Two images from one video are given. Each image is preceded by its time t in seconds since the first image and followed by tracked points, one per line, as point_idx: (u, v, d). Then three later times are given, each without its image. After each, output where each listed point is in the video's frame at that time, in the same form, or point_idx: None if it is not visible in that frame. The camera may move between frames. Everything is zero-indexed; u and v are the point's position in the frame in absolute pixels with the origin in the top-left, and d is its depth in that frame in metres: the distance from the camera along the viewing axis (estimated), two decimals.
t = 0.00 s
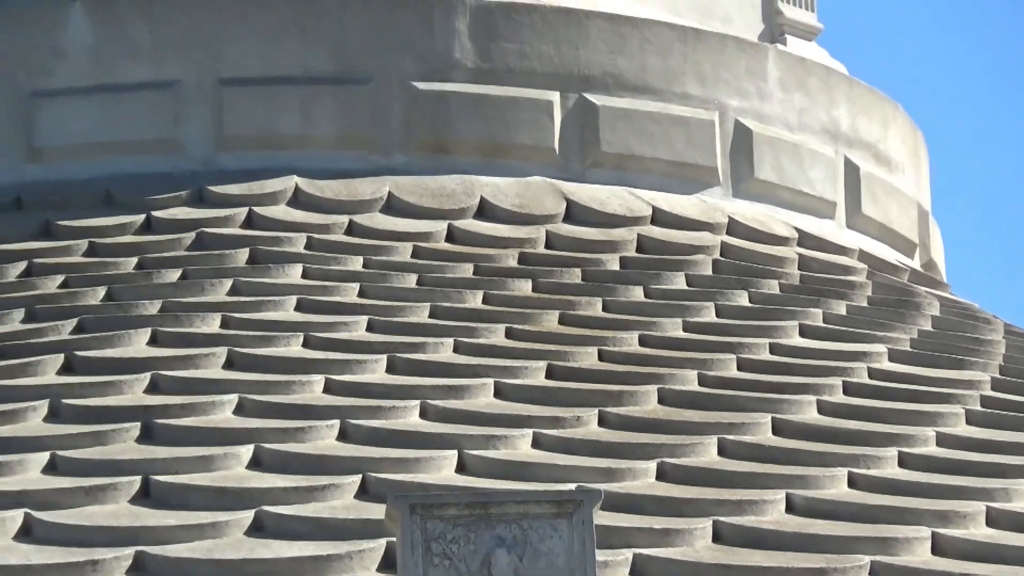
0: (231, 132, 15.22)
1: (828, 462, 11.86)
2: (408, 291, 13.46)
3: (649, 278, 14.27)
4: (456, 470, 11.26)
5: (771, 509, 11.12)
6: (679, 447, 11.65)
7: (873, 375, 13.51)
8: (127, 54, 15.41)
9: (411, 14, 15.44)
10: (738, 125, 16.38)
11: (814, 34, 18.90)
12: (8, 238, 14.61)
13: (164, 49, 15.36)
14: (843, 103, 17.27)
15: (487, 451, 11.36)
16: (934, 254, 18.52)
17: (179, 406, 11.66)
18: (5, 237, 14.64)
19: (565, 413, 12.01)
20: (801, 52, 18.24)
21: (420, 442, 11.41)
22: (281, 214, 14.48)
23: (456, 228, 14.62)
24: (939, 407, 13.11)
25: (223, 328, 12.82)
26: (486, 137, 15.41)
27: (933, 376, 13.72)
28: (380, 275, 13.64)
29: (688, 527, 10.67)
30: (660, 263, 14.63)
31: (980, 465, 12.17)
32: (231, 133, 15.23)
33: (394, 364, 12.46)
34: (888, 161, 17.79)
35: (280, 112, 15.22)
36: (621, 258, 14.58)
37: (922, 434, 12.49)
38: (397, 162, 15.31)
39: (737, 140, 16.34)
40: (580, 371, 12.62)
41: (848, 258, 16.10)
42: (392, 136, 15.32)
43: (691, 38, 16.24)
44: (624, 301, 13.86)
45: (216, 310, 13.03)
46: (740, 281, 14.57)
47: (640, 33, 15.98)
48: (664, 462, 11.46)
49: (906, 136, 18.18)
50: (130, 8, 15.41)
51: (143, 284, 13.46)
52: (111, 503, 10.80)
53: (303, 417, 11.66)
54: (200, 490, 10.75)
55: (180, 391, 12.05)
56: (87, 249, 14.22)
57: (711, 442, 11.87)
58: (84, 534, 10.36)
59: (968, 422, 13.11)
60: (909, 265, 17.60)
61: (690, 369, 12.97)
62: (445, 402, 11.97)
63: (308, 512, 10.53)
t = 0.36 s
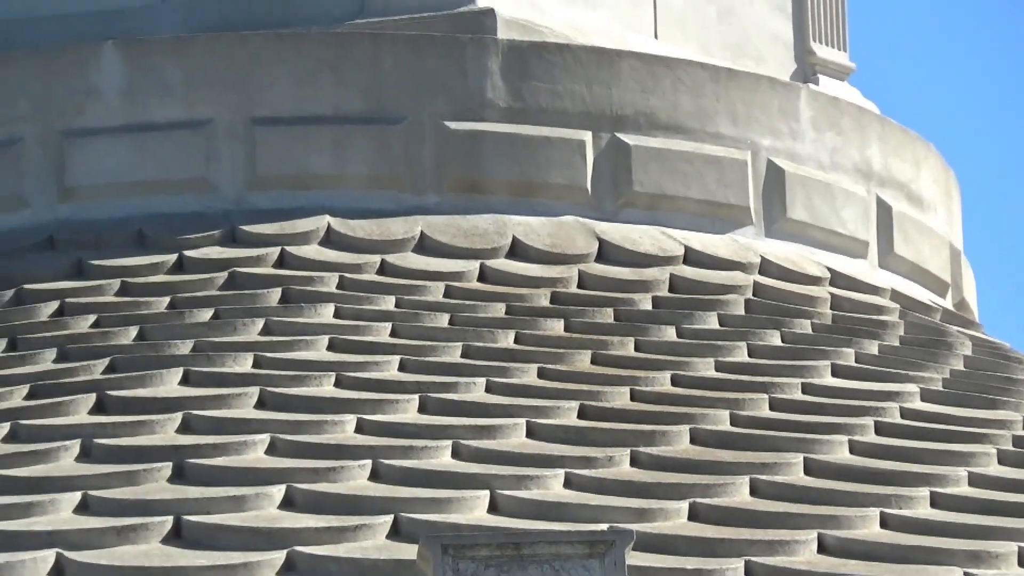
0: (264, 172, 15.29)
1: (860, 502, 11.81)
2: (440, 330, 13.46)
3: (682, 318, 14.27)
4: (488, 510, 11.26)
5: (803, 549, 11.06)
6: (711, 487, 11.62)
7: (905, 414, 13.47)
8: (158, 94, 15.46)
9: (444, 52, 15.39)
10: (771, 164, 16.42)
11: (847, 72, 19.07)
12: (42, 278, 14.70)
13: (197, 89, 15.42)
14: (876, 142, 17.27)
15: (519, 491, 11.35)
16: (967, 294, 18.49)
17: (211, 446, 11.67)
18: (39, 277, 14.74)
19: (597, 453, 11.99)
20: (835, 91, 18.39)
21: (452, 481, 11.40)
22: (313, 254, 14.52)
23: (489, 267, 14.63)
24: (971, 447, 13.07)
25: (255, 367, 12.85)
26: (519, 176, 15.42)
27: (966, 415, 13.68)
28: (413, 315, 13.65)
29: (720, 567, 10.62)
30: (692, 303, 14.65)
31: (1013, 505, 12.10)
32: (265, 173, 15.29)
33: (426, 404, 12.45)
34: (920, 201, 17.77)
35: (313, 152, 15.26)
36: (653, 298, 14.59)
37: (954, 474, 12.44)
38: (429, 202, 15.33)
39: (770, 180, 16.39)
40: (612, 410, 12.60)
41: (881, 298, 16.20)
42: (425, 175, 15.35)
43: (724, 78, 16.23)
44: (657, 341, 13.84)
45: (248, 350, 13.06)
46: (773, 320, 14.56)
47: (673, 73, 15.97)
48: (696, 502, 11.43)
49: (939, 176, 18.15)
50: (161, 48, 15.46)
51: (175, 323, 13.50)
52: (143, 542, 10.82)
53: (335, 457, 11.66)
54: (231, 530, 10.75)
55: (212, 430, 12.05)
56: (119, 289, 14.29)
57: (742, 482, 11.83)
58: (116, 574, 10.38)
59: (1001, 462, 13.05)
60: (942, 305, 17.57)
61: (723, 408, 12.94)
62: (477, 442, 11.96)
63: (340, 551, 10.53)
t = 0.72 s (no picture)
0: (288, 211, 15.36)
1: (884, 541, 11.76)
2: (464, 369, 13.46)
3: (706, 357, 14.27)
4: (511, 549, 11.25)
5: None
6: (734, 526, 11.59)
7: (929, 454, 13.45)
8: (183, 132, 15.50)
9: (469, 91, 15.40)
10: (794, 204, 16.45)
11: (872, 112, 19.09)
12: (66, 317, 14.78)
13: (221, 128, 15.46)
14: (900, 181, 17.27)
15: (542, 530, 11.34)
16: (991, 333, 18.48)
17: (234, 485, 11.68)
18: (64, 315, 14.82)
19: (619, 492, 11.98)
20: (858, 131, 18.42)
21: (474, 520, 11.40)
22: (337, 293, 14.55)
23: (512, 307, 14.64)
24: (995, 486, 13.02)
25: (278, 406, 12.87)
26: (543, 216, 15.45)
27: (989, 454, 13.65)
28: (436, 354, 13.66)
29: None
30: (716, 342, 14.65)
31: None
32: (289, 211, 15.37)
33: (449, 443, 12.45)
34: (944, 240, 17.76)
35: (337, 192, 15.31)
36: (677, 337, 14.59)
37: (977, 513, 12.39)
38: (454, 242, 15.37)
39: (794, 220, 16.43)
40: (635, 449, 12.59)
41: (905, 337, 16.26)
42: (450, 215, 15.39)
43: (748, 117, 16.24)
44: (681, 381, 13.84)
45: (272, 389, 13.08)
46: (796, 359, 14.57)
47: (697, 112, 15.99)
48: (719, 541, 11.40)
49: (963, 216, 18.14)
50: (185, 87, 15.49)
51: (198, 362, 13.53)
52: None
53: (358, 496, 11.66)
54: (253, 569, 10.75)
55: (235, 469, 12.06)
56: (142, 328, 14.34)
57: (765, 521, 11.80)
58: None
59: None
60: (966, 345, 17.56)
61: (746, 448, 12.93)
62: (500, 481, 11.95)
63: None
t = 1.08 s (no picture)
0: (312, 247, 15.40)
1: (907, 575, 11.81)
2: (487, 404, 13.49)
3: (730, 392, 14.27)
4: None
5: None
6: (759, 559, 11.54)
7: (953, 489, 13.43)
8: (207, 169, 15.57)
9: (492, 127, 15.45)
10: (817, 239, 16.45)
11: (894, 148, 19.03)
12: (90, 352, 14.83)
13: (245, 164, 15.52)
14: (923, 217, 17.27)
15: (566, 564, 11.33)
16: (1015, 367, 18.45)
17: (258, 519, 11.69)
18: (87, 350, 14.87)
19: (644, 526, 11.96)
20: (881, 165, 18.43)
21: (499, 553, 11.41)
22: (361, 328, 14.59)
23: (536, 342, 14.71)
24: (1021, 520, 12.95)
25: (303, 441, 12.90)
26: (567, 251, 15.48)
27: (1014, 488, 13.62)
28: (461, 389, 13.69)
29: None
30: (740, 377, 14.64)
31: None
32: (312, 247, 15.41)
33: (473, 477, 12.46)
34: (967, 275, 17.75)
35: (361, 227, 15.35)
36: (701, 372, 14.59)
37: (1002, 547, 12.36)
38: (478, 277, 15.42)
39: (817, 254, 16.44)
40: (659, 484, 12.59)
41: (929, 371, 16.27)
42: (473, 251, 15.43)
43: (771, 152, 16.25)
44: (705, 416, 13.85)
45: (296, 424, 13.10)
46: (820, 394, 14.57)
47: (720, 147, 16.02)
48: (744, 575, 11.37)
49: (986, 250, 18.13)
50: (209, 123, 15.56)
51: (221, 398, 13.59)
52: None
53: (382, 531, 11.66)
54: None
55: (259, 503, 12.08)
56: (166, 362, 14.37)
57: (790, 555, 11.74)
58: None
59: None
60: (990, 379, 17.54)
61: (771, 482, 12.92)
62: (525, 515, 11.95)
63: None
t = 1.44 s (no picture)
0: (330, 285, 15.43)
1: None
2: (507, 443, 13.51)
3: (750, 432, 14.27)
4: None
5: None
6: None
7: (973, 528, 13.39)
8: (227, 208, 15.61)
9: (512, 166, 15.50)
10: (838, 278, 16.44)
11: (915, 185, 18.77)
12: (109, 391, 14.86)
13: (265, 203, 15.56)
14: (943, 256, 17.25)
15: None
16: None
17: (278, 558, 11.70)
18: (107, 389, 14.90)
19: (663, 565, 11.94)
20: (903, 205, 18.28)
21: None
22: (380, 367, 14.61)
23: (555, 380, 14.72)
24: None
25: (322, 480, 12.93)
26: (587, 291, 15.51)
27: None
28: (480, 428, 13.71)
29: None
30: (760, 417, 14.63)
31: None
32: (331, 284, 15.44)
33: (493, 516, 12.46)
34: (987, 314, 17.72)
35: (381, 266, 15.39)
36: (720, 411, 14.58)
37: None
38: (498, 315, 15.44)
39: (837, 293, 16.43)
40: (679, 523, 12.57)
41: (948, 410, 16.23)
42: (493, 290, 15.45)
43: (792, 191, 16.26)
44: (725, 455, 13.84)
45: (315, 463, 13.14)
46: (840, 434, 14.55)
47: (741, 186, 16.03)
48: None
49: (1006, 289, 18.08)
50: (229, 162, 15.60)
51: (241, 436, 13.64)
52: None
53: (401, 570, 11.67)
54: None
55: (277, 542, 12.10)
56: (186, 401, 14.40)
57: None
58: None
59: None
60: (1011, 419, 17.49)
61: (791, 521, 12.91)
62: (545, 554, 11.94)
63: None
